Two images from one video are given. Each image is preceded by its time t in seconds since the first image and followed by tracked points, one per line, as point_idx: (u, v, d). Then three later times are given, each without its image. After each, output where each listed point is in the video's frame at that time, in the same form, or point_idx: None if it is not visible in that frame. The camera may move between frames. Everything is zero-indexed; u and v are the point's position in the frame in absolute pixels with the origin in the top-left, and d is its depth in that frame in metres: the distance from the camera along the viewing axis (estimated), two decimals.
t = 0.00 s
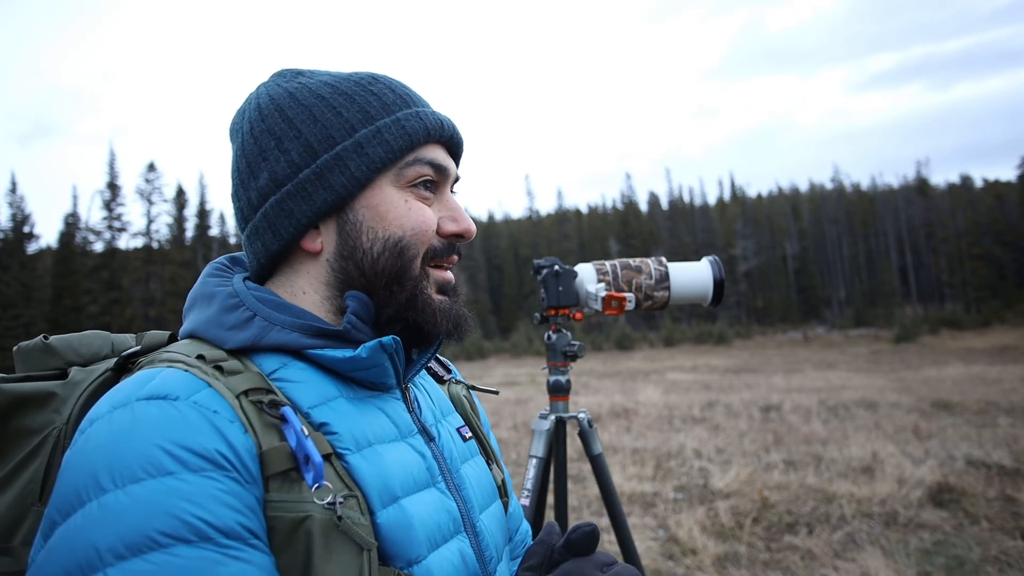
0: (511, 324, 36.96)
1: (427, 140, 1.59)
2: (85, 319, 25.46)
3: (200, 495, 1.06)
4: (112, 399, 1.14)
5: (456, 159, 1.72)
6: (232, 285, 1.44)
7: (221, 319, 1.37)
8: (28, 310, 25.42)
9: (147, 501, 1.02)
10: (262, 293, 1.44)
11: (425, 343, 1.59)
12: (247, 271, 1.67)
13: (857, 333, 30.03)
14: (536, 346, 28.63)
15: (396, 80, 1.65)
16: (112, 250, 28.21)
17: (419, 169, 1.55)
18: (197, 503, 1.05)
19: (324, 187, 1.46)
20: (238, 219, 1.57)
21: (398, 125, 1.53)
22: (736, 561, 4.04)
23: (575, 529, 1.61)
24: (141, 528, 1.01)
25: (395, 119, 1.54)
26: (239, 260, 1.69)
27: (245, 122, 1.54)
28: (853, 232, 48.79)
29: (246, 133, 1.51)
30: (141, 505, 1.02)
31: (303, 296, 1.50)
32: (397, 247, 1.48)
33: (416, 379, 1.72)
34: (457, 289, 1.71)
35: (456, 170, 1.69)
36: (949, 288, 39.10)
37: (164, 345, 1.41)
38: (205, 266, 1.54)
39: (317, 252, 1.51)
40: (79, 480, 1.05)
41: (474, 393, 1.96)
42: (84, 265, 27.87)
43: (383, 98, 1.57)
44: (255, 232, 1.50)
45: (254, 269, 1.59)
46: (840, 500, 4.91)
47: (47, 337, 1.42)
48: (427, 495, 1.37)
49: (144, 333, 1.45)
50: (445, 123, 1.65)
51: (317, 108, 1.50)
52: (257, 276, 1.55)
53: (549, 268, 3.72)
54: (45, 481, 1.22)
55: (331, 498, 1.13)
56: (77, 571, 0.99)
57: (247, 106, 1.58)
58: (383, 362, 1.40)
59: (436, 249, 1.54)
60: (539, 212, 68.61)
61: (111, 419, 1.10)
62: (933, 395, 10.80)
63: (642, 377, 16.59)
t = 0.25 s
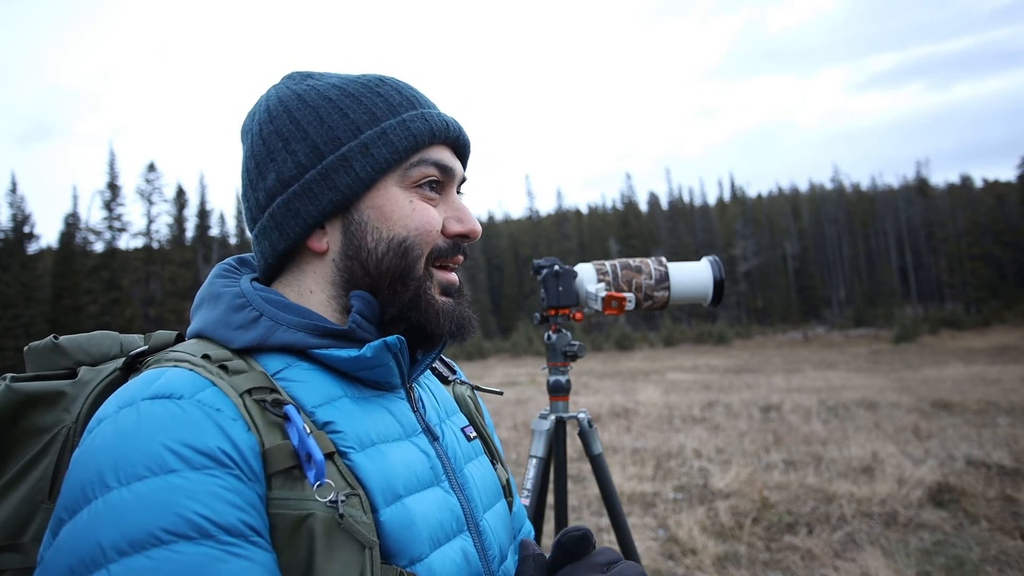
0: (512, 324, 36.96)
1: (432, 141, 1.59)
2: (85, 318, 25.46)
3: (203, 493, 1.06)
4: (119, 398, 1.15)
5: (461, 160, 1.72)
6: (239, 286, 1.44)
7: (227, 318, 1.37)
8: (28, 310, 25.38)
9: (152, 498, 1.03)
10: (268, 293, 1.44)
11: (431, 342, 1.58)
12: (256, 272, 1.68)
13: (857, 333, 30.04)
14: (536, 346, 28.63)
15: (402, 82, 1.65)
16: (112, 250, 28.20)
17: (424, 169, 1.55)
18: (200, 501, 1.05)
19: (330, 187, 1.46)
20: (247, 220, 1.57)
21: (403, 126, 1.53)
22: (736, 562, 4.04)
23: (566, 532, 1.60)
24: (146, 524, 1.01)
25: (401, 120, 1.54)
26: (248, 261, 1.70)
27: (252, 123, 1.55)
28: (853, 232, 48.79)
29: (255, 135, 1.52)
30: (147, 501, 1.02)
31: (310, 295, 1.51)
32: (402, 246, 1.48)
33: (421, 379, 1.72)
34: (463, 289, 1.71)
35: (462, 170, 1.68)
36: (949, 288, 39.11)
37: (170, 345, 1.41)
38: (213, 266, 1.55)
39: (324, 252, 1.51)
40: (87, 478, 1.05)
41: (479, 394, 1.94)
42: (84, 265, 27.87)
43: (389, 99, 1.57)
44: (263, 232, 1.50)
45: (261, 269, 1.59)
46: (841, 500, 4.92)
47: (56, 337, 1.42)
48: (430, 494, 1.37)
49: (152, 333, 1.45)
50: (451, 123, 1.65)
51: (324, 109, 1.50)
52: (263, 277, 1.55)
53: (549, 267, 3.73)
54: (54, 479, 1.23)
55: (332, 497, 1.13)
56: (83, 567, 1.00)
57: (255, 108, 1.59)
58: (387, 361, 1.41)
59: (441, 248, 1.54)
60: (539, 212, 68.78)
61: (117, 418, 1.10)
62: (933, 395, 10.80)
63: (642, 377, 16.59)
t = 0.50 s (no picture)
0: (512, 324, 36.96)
1: (436, 142, 1.60)
2: (85, 318, 25.46)
3: (204, 490, 1.06)
4: (123, 397, 1.15)
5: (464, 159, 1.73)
6: (241, 286, 1.45)
7: (231, 318, 1.37)
8: (28, 310, 25.38)
9: (155, 494, 1.03)
10: (272, 293, 1.44)
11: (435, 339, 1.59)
12: (259, 273, 1.67)
13: (857, 333, 30.04)
14: (536, 346, 28.64)
15: (405, 83, 1.66)
16: (112, 250, 28.21)
17: (428, 169, 1.56)
18: (200, 498, 1.05)
19: (336, 188, 1.46)
20: (251, 221, 1.57)
21: (408, 126, 1.54)
22: (736, 562, 4.04)
23: (549, 557, 1.47)
24: (147, 520, 1.01)
25: (405, 121, 1.55)
26: (250, 262, 1.69)
27: (256, 125, 1.55)
28: (853, 232, 48.79)
29: (259, 136, 1.52)
30: (149, 498, 1.02)
31: (314, 295, 1.51)
32: (408, 246, 1.49)
33: (423, 378, 1.73)
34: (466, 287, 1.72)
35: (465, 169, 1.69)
36: (949, 288, 39.10)
37: (173, 345, 1.42)
38: (215, 267, 1.55)
39: (329, 252, 1.51)
40: (90, 475, 1.05)
41: (481, 393, 1.94)
42: (84, 265, 27.87)
43: (393, 99, 1.58)
44: (268, 233, 1.50)
45: (265, 270, 1.59)
46: (840, 500, 4.92)
47: (61, 338, 1.43)
48: (432, 492, 1.37)
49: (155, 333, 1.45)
50: (452, 125, 1.66)
51: (329, 110, 1.50)
52: (266, 277, 1.55)
53: (549, 268, 3.73)
54: (58, 479, 1.22)
55: (333, 493, 1.13)
56: (84, 561, 1.00)
57: (258, 109, 1.58)
58: (390, 360, 1.41)
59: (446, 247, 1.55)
60: (539, 212, 68.79)
61: (120, 416, 1.10)
62: (933, 395, 10.80)
63: (642, 377, 16.59)
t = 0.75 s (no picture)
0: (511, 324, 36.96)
1: (441, 144, 1.61)
2: (85, 319, 25.48)
3: (208, 489, 1.06)
4: (128, 397, 1.15)
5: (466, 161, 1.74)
6: (243, 287, 1.45)
7: (235, 320, 1.37)
8: (28, 310, 25.36)
9: (159, 494, 1.03)
10: (274, 294, 1.44)
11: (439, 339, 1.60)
12: (260, 274, 1.67)
13: (857, 333, 30.05)
14: (536, 346, 28.65)
15: (409, 85, 1.66)
16: (112, 250, 28.22)
17: (433, 171, 1.57)
18: (204, 497, 1.06)
19: (343, 188, 1.47)
20: (253, 221, 1.56)
21: (413, 128, 1.55)
22: (736, 561, 4.04)
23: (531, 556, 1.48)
24: (151, 520, 1.01)
25: (410, 122, 1.55)
26: (252, 263, 1.69)
27: (260, 126, 1.54)
28: (853, 232, 48.78)
29: (263, 137, 1.52)
30: (154, 497, 1.03)
31: (319, 296, 1.50)
32: (414, 246, 1.50)
33: (424, 378, 1.73)
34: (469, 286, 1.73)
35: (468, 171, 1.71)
36: (949, 288, 39.11)
37: (176, 346, 1.42)
38: (216, 269, 1.54)
39: (335, 252, 1.50)
40: (94, 477, 1.05)
41: (480, 394, 1.94)
42: (84, 265, 27.87)
43: (397, 100, 1.58)
44: (272, 233, 1.49)
45: (266, 270, 1.59)
46: (841, 500, 4.92)
47: (63, 340, 1.43)
48: (433, 492, 1.37)
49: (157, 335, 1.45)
50: (456, 126, 1.67)
51: (335, 112, 1.51)
52: (269, 278, 1.55)
53: (549, 268, 3.73)
54: (62, 480, 1.23)
55: (337, 494, 1.14)
56: (88, 562, 1.00)
57: (261, 110, 1.58)
58: (393, 360, 1.41)
59: (449, 246, 1.57)
60: (539, 212, 68.79)
61: (125, 416, 1.11)
62: (933, 395, 10.80)
63: (642, 377, 16.60)
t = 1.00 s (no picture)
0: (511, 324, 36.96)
1: (445, 146, 1.62)
2: (85, 319, 25.49)
3: (214, 489, 1.06)
4: (132, 397, 1.15)
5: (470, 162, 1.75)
6: (247, 287, 1.45)
7: (238, 320, 1.37)
8: (28, 310, 25.33)
9: (164, 493, 1.03)
10: (278, 295, 1.44)
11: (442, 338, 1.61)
12: (263, 274, 1.66)
13: (857, 333, 30.03)
14: (536, 346, 28.65)
15: (413, 88, 1.66)
16: (112, 250, 28.22)
17: (438, 172, 1.57)
18: (210, 497, 1.05)
19: (351, 188, 1.47)
20: (257, 221, 1.55)
21: (419, 130, 1.55)
22: (736, 562, 4.04)
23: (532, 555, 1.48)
24: (157, 519, 1.01)
25: (416, 125, 1.56)
26: (254, 264, 1.69)
27: (265, 125, 1.54)
28: (853, 232, 48.74)
29: (268, 137, 1.52)
30: (159, 496, 1.03)
31: (324, 295, 1.51)
32: (419, 246, 1.50)
33: (425, 379, 1.73)
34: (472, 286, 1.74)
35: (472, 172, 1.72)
36: (949, 288, 39.08)
37: (179, 347, 1.42)
38: (219, 270, 1.54)
39: (340, 252, 1.50)
40: (100, 475, 1.05)
41: (480, 394, 1.95)
42: (84, 265, 27.86)
43: (403, 102, 1.59)
44: (278, 233, 1.49)
45: (269, 270, 1.59)
46: (841, 500, 4.92)
47: (67, 339, 1.43)
48: (435, 491, 1.38)
49: (160, 335, 1.45)
50: (460, 129, 1.68)
51: (341, 113, 1.51)
52: (272, 278, 1.55)
53: (549, 267, 3.73)
54: (65, 479, 1.23)
55: (342, 494, 1.14)
56: (95, 561, 1.00)
57: (266, 110, 1.58)
58: (396, 360, 1.41)
59: (453, 247, 1.58)
60: (539, 212, 68.77)
61: (130, 416, 1.11)
62: (933, 395, 10.80)
63: (642, 377, 16.59)
